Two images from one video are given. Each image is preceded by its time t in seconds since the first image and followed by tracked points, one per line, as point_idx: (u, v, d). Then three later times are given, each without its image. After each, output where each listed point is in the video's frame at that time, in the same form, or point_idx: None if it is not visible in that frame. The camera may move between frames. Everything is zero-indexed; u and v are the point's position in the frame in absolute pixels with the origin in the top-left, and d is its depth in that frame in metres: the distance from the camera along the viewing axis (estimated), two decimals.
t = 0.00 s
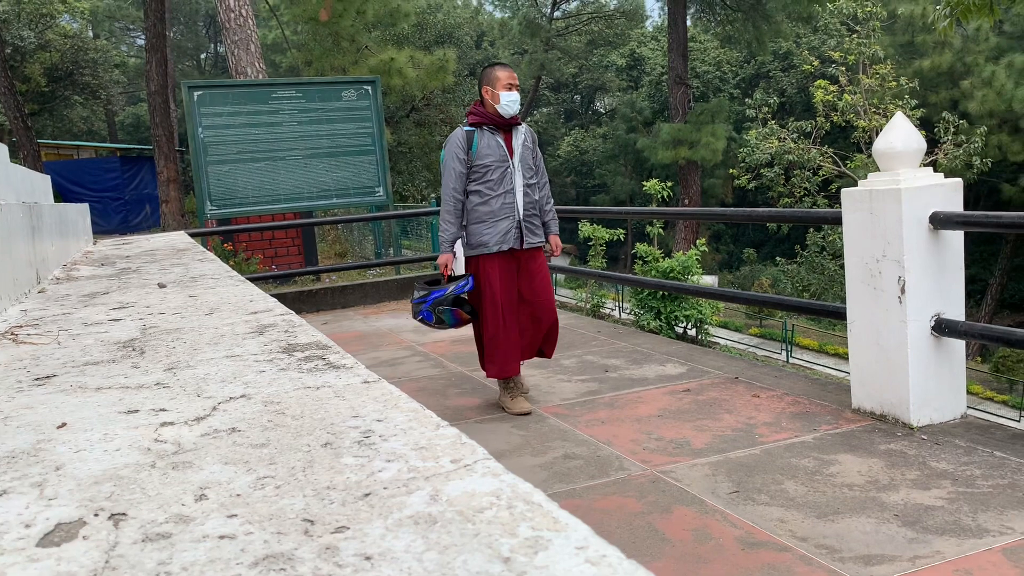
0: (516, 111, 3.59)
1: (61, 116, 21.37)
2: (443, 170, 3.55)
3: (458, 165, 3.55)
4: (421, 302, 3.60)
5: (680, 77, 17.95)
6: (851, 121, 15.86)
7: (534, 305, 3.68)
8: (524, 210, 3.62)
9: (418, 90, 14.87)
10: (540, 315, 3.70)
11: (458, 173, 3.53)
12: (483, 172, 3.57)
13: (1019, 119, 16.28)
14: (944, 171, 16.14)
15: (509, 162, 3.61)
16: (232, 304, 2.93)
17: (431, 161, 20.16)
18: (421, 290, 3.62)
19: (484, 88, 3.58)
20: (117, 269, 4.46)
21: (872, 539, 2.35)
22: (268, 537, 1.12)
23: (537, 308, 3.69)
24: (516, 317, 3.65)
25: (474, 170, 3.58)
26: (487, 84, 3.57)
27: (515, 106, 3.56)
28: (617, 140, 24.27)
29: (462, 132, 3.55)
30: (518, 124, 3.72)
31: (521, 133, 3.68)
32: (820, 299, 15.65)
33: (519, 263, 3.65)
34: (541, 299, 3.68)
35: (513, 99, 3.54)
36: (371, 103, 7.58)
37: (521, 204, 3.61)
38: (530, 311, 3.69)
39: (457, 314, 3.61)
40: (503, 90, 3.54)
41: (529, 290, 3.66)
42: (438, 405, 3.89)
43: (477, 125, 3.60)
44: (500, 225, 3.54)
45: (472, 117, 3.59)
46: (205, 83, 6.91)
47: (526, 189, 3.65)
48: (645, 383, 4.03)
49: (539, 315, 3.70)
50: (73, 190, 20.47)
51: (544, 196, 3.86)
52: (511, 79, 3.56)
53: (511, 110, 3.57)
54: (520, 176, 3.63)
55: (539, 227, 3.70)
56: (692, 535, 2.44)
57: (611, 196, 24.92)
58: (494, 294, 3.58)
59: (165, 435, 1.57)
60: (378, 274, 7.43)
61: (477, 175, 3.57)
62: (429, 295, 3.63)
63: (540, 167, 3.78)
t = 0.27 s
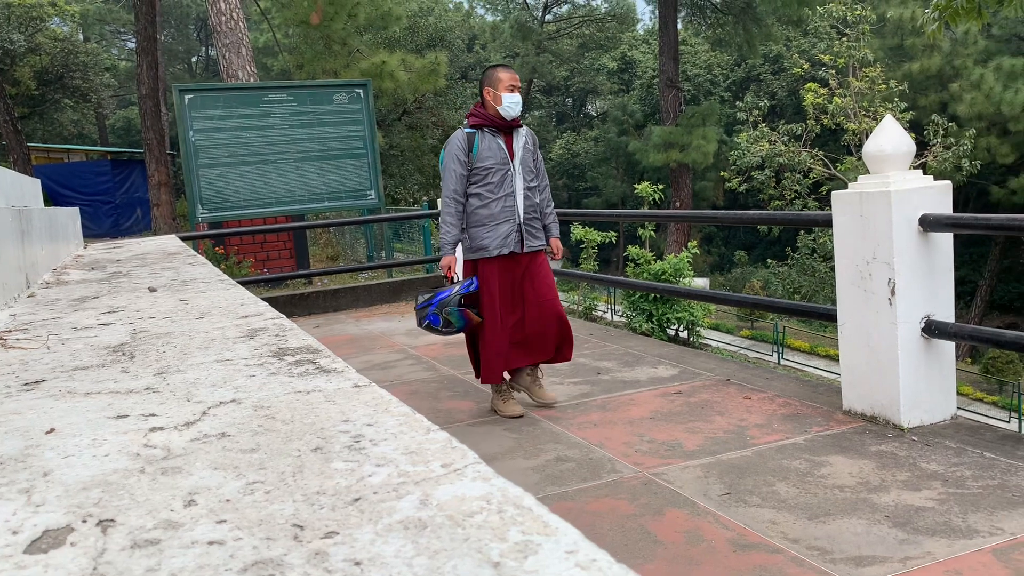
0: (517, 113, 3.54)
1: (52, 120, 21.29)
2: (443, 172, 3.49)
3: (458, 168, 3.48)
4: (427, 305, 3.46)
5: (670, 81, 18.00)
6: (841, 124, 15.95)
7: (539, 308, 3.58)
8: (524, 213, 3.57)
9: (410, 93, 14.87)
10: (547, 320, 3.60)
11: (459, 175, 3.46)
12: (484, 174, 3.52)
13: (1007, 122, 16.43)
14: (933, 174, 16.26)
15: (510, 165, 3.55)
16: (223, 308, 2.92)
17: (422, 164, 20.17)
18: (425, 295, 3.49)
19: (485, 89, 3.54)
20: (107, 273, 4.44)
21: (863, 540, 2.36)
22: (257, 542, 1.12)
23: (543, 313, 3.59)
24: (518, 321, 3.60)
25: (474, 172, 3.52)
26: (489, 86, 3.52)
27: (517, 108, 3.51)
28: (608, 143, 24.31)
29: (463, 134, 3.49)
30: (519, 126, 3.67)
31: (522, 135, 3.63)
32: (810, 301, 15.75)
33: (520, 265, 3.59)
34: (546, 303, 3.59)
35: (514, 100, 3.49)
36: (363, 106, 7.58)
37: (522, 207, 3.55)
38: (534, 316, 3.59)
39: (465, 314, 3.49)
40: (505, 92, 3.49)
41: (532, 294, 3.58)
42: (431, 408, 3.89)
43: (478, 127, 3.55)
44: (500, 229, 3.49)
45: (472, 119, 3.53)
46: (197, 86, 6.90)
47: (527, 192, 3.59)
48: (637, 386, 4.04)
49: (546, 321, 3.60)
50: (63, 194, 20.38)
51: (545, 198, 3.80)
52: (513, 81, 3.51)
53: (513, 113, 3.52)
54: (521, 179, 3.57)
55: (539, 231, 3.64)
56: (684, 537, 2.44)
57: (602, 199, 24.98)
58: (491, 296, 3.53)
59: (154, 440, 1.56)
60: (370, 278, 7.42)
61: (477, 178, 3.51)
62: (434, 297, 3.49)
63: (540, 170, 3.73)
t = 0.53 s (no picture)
0: (520, 117, 3.47)
1: (34, 124, 21.13)
2: (443, 178, 3.44)
3: (459, 174, 3.43)
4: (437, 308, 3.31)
5: (656, 85, 18.04)
6: (825, 127, 16.04)
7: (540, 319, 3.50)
8: (526, 220, 3.52)
9: (395, 97, 14.83)
10: (548, 332, 3.51)
11: (460, 181, 3.41)
12: (485, 180, 3.46)
13: (989, 125, 16.59)
14: (916, 177, 16.37)
15: (511, 170, 3.50)
16: (207, 313, 2.90)
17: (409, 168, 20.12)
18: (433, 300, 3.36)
19: (489, 93, 3.46)
20: (90, 278, 4.40)
21: (848, 542, 2.36)
22: (240, 550, 1.11)
23: (544, 324, 3.51)
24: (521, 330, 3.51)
25: (475, 178, 3.46)
26: (492, 89, 3.45)
27: (520, 113, 3.44)
28: (594, 147, 24.33)
29: (464, 139, 3.42)
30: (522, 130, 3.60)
31: (525, 140, 3.56)
32: (795, 303, 15.84)
33: (520, 273, 3.53)
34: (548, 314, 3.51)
35: (518, 105, 3.42)
36: (349, 110, 7.55)
37: (523, 215, 3.50)
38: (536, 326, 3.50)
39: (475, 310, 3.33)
40: (509, 96, 3.41)
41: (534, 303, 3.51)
42: (417, 413, 3.87)
43: (480, 131, 3.48)
44: (501, 237, 3.44)
45: (474, 123, 3.47)
46: (181, 90, 6.86)
47: (528, 198, 3.54)
48: (624, 389, 4.04)
49: (548, 333, 3.51)
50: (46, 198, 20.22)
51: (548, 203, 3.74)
52: (516, 85, 3.44)
53: (515, 118, 3.45)
54: (523, 186, 3.52)
55: (541, 237, 3.59)
56: (671, 540, 2.44)
57: (589, 202, 25.00)
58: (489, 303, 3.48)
59: (136, 447, 1.55)
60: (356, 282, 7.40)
61: (478, 185, 3.46)
62: (442, 301, 3.35)
63: (543, 175, 3.67)
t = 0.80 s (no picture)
0: (524, 122, 3.41)
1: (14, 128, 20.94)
2: (445, 183, 3.38)
3: (461, 178, 3.37)
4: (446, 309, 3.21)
5: (640, 89, 18.12)
6: (807, 130, 16.17)
7: (540, 330, 3.40)
8: (529, 227, 3.44)
9: (379, 101, 14.80)
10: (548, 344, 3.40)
11: (462, 185, 3.35)
12: (487, 186, 3.40)
13: (968, 128, 16.81)
14: (898, 180, 16.50)
15: (514, 177, 3.43)
16: (189, 318, 2.88)
17: (393, 172, 20.09)
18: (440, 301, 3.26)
19: (493, 97, 3.41)
20: (70, 284, 4.35)
21: (832, 543, 2.37)
22: (220, 558, 1.10)
23: (545, 335, 3.40)
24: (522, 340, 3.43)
25: (478, 183, 3.40)
26: (496, 94, 3.40)
27: (524, 117, 3.38)
28: (579, 150, 24.38)
29: (467, 143, 3.37)
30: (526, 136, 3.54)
31: (529, 146, 3.50)
32: (779, 306, 15.96)
33: (524, 282, 3.43)
34: (548, 325, 3.40)
35: (522, 109, 3.36)
36: (332, 114, 7.55)
37: (526, 222, 3.42)
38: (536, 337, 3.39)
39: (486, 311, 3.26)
40: (513, 101, 3.36)
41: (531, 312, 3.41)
42: (402, 418, 3.85)
43: (483, 136, 3.43)
44: (504, 243, 3.37)
45: (477, 128, 3.41)
46: (163, 93, 6.81)
47: (532, 205, 3.46)
48: (609, 392, 4.04)
49: (548, 346, 3.40)
50: (26, 202, 20.03)
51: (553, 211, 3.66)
52: (521, 89, 3.38)
53: (520, 122, 3.39)
54: (527, 192, 3.44)
55: (545, 246, 3.51)
56: (656, 543, 2.44)
57: (573, 206, 25.05)
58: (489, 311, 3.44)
59: (116, 454, 1.53)
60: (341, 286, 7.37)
61: (480, 190, 3.40)
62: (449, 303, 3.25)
63: (547, 183, 3.60)
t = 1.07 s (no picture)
0: (528, 124, 3.35)
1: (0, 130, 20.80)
2: (448, 185, 3.32)
3: (464, 180, 3.30)
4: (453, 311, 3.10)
5: (629, 91, 18.14)
6: (796, 132, 16.23)
7: (542, 336, 3.31)
8: (534, 229, 3.38)
9: (368, 103, 14.76)
10: (548, 350, 3.31)
11: (465, 187, 3.29)
12: (491, 188, 3.34)
13: (955, 130, 16.94)
14: (885, 182, 16.56)
15: (519, 178, 3.37)
16: (176, 322, 2.86)
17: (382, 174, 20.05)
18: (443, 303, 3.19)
19: (496, 98, 3.34)
20: (55, 287, 4.32)
21: (821, 544, 2.38)
22: (206, 564, 1.09)
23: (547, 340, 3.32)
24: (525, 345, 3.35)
25: (481, 185, 3.34)
26: (500, 94, 3.32)
27: (527, 119, 3.31)
28: (568, 153, 24.38)
29: (470, 144, 3.30)
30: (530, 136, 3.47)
31: (532, 147, 3.43)
32: (767, 307, 16.03)
33: (530, 285, 3.37)
34: (551, 331, 3.32)
35: (525, 111, 3.30)
36: (320, 116, 7.52)
37: (531, 224, 3.37)
38: (538, 344, 3.31)
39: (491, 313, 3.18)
40: (517, 101, 3.29)
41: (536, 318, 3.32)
42: (390, 421, 3.84)
43: (487, 137, 3.36)
44: (508, 246, 3.31)
45: (480, 129, 3.34)
46: (150, 96, 6.77)
47: (536, 207, 3.41)
48: (598, 394, 4.04)
49: (549, 351, 3.32)
50: (12, 205, 19.90)
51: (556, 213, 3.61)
52: (525, 89, 3.30)
53: (524, 123, 3.32)
54: (531, 194, 3.39)
55: (549, 248, 3.45)
56: (645, 545, 2.44)
57: (563, 208, 25.06)
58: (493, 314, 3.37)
59: (101, 458, 1.51)
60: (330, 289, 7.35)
61: (484, 192, 3.33)
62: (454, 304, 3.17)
63: (549, 185, 3.55)
